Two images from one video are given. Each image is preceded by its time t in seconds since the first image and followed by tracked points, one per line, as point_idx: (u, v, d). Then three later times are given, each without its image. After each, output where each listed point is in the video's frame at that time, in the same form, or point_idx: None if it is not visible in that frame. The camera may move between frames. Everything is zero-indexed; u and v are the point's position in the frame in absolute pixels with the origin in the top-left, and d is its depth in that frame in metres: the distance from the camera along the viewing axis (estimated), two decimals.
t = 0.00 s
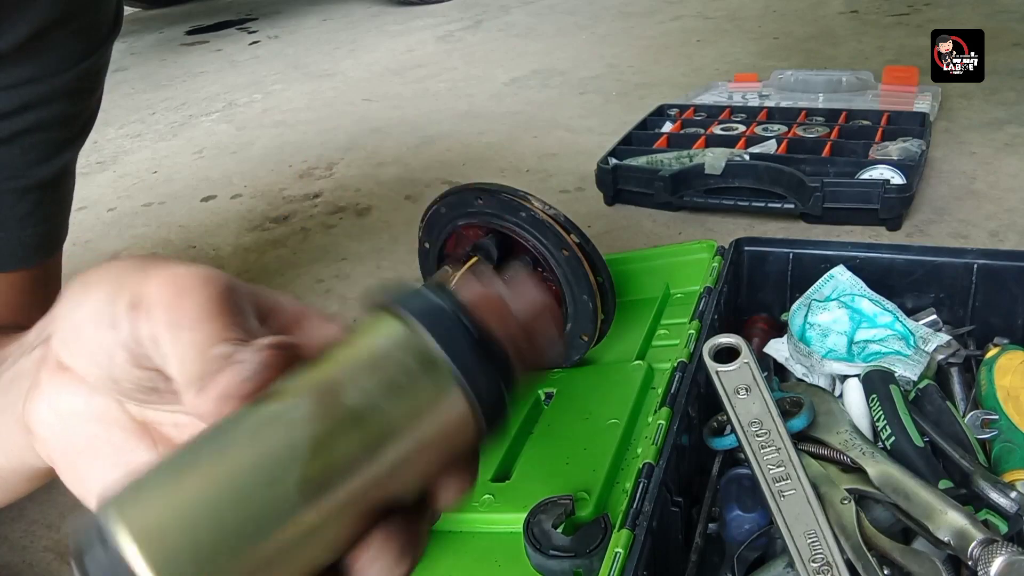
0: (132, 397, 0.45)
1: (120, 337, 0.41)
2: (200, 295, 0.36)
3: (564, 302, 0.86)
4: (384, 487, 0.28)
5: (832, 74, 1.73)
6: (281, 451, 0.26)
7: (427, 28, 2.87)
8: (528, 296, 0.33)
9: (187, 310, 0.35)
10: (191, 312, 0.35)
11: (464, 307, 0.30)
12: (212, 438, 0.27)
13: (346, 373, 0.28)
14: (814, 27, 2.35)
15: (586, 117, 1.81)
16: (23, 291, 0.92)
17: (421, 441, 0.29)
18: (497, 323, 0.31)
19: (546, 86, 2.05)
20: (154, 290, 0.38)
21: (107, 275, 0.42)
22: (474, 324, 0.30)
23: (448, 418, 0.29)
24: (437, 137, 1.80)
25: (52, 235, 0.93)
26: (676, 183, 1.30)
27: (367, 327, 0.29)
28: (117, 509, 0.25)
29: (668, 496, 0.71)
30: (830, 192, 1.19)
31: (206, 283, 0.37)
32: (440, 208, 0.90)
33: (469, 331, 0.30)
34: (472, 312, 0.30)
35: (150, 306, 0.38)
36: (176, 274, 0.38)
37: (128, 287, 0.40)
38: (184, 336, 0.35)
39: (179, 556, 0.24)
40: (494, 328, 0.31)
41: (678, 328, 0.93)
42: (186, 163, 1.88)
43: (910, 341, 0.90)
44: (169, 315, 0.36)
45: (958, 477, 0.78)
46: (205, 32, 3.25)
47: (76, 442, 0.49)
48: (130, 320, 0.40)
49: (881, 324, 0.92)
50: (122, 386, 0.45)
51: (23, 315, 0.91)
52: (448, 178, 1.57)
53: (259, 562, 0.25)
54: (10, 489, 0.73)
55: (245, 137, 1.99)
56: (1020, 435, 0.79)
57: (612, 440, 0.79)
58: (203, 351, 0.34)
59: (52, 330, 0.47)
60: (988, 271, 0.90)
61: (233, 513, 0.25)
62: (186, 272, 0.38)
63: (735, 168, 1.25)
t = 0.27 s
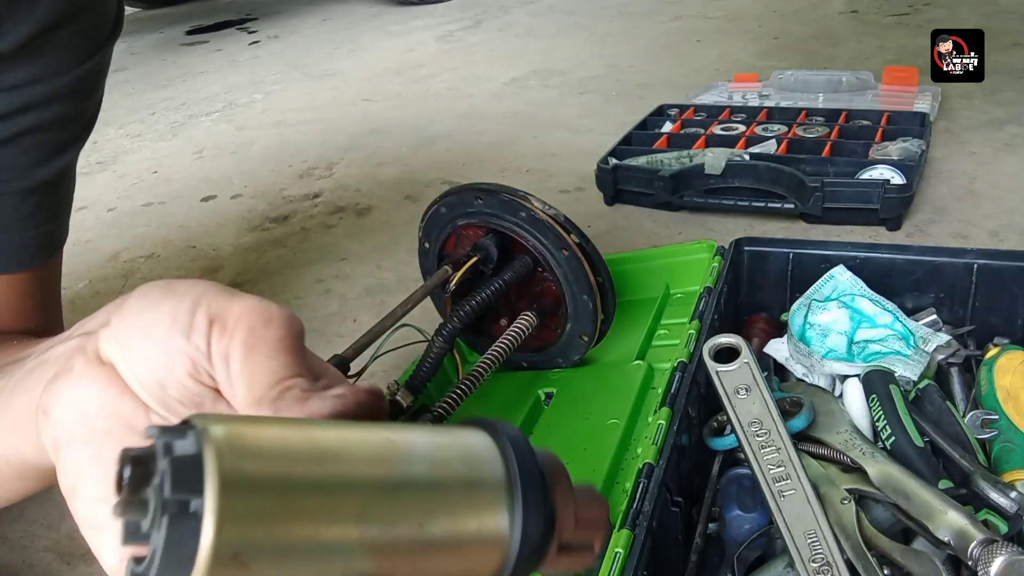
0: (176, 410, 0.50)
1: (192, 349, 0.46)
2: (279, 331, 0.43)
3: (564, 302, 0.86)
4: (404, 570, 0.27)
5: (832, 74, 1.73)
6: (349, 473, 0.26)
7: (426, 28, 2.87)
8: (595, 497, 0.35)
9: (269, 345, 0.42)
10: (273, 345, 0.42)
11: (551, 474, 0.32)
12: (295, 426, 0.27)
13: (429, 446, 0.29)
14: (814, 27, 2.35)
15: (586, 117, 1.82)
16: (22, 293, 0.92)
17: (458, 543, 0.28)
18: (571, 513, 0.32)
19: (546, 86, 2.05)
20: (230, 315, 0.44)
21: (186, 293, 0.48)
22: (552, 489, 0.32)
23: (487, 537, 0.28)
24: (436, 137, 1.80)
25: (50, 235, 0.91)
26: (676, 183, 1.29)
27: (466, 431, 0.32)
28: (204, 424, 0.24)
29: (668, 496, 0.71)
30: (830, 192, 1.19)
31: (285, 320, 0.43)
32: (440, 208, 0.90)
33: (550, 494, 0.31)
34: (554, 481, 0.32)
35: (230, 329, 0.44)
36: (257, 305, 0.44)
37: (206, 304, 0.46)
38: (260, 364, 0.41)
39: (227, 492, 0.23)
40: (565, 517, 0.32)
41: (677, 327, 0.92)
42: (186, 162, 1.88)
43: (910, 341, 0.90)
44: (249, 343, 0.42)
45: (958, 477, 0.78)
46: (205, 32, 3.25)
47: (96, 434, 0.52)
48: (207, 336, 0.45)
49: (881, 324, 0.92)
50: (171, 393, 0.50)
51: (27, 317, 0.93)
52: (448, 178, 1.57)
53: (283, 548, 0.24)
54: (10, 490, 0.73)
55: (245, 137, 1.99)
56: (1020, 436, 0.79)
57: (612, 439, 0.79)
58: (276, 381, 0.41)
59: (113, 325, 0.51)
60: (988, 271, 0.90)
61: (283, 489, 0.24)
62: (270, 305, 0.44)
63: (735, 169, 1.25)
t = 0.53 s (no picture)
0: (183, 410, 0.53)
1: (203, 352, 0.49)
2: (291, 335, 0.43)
3: (564, 302, 0.86)
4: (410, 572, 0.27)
5: (832, 74, 1.73)
6: (367, 472, 0.27)
7: (426, 28, 2.87)
8: (600, 525, 0.38)
9: (282, 345, 0.42)
10: (285, 346, 0.43)
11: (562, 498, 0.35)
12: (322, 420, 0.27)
13: (447, 452, 0.30)
14: (814, 27, 2.35)
15: (586, 117, 1.81)
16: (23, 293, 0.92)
17: (466, 548, 0.28)
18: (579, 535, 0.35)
19: (546, 86, 2.05)
20: (247, 322, 0.46)
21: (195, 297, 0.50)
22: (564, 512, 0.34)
23: (493, 546, 0.29)
24: (436, 137, 1.80)
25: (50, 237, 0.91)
26: (676, 183, 1.29)
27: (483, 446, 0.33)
28: (234, 408, 0.25)
29: (668, 496, 0.71)
30: (830, 192, 1.19)
31: (298, 323, 0.44)
32: (440, 208, 0.90)
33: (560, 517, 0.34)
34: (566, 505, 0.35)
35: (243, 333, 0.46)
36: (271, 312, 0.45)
37: (218, 308, 0.48)
38: (274, 360, 0.42)
39: (249, 474, 0.23)
40: (573, 541, 0.34)
41: (677, 327, 0.92)
42: (186, 162, 1.88)
43: (910, 341, 0.90)
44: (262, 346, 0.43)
45: (958, 477, 0.78)
46: (205, 32, 3.25)
47: (105, 433, 0.55)
48: (218, 340, 0.48)
49: (881, 324, 0.92)
50: (179, 393, 0.53)
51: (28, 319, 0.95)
52: (448, 178, 1.57)
53: (297, 534, 0.24)
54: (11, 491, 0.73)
55: (245, 137, 1.99)
56: (1020, 436, 0.79)
57: (612, 439, 0.79)
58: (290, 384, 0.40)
59: (122, 329, 0.55)
60: (988, 271, 0.90)
61: (306, 477, 0.25)
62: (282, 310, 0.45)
63: (735, 169, 1.25)
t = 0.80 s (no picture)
0: (184, 410, 0.52)
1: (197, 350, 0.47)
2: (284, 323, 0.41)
3: (564, 302, 0.86)
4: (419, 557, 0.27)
5: (832, 74, 1.73)
6: (352, 480, 0.26)
7: (426, 28, 2.87)
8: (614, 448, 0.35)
9: (273, 333, 0.40)
10: (279, 335, 0.40)
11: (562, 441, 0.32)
12: (299, 440, 0.27)
13: (437, 428, 0.29)
14: (814, 27, 2.35)
15: (586, 117, 1.82)
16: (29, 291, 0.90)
17: (475, 518, 0.28)
18: (582, 469, 0.32)
19: (546, 86, 2.05)
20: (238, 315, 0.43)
21: (188, 294, 0.49)
22: (564, 457, 0.31)
23: (503, 506, 0.29)
24: (436, 137, 1.80)
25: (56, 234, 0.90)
26: (676, 183, 1.29)
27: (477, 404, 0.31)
28: (200, 465, 0.25)
29: (668, 496, 0.71)
30: (830, 192, 1.19)
31: (288, 313, 0.42)
32: (440, 207, 0.90)
33: (561, 461, 0.31)
34: (567, 446, 0.32)
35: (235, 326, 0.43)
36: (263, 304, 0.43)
37: (209, 305, 0.46)
38: (268, 350, 0.39)
39: (226, 529, 0.24)
40: (578, 474, 0.32)
41: (677, 328, 0.92)
42: (186, 162, 1.88)
43: (910, 341, 0.90)
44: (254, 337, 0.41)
45: (958, 477, 0.78)
46: (205, 32, 3.25)
47: (114, 440, 0.55)
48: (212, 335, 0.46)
49: (881, 324, 0.92)
50: (180, 394, 0.52)
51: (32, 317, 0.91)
52: (448, 178, 1.57)
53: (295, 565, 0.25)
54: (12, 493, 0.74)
55: (245, 137, 1.99)
56: (1020, 435, 0.79)
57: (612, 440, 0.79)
58: (285, 371, 0.38)
59: (120, 331, 0.54)
60: (988, 271, 0.90)
61: (290, 509, 0.25)
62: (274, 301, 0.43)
63: (735, 168, 1.25)
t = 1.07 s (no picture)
0: (161, 431, 0.50)
1: (159, 373, 0.45)
2: (234, 337, 0.39)
3: (564, 302, 0.86)
4: (400, 552, 0.27)
5: (832, 74, 1.73)
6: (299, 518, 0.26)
7: (426, 27, 2.87)
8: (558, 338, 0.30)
9: (222, 351, 0.38)
10: (226, 353, 0.38)
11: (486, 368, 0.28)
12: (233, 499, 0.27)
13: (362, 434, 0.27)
14: (814, 27, 2.35)
15: (585, 117, 1.82)
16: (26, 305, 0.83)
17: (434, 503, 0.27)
18: (527, 395, 0.28)
19: (546, 86, 2.05)
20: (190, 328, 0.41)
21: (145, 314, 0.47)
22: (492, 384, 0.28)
23: (457, 481, 0.27)
24: (436, 137, 1.80)
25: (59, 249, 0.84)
26: (676, 183, 1.29)
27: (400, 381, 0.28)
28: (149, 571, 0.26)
29: (667, 496, 0.71)
30: (830, 192, 1.19)
31: (237, 326, 0.40)
32: (440, 208, 0.91)
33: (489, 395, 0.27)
34: (498, 371, 0.28)
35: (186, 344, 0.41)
36: (215, 313, 0.41)
37: (164, 324, 0.44)
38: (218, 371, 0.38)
39: None
40: (520, 394, 0.28)
41: (677, 328, 0.93)
42: (186, 162, 1.88)
43: (910, 341, 0.90)
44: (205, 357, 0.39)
45: (958, 477, 0.78)
46: (205, 32, 3.25)
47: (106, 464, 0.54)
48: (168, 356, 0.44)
49: (881, 324, 0.92)
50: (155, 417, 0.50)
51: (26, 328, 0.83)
52: (448, 178, 1.57)
53: None
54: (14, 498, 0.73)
55: (245, 137, 1.99)
56: (1020, 435, 0.79)
57: (612, 440, 0.79)
58: (236, 390, 0.38)
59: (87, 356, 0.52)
60: (988, 271, 0.90)
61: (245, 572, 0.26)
62: (225, 311, 0.41)
63: (735, 168, 1.25)
